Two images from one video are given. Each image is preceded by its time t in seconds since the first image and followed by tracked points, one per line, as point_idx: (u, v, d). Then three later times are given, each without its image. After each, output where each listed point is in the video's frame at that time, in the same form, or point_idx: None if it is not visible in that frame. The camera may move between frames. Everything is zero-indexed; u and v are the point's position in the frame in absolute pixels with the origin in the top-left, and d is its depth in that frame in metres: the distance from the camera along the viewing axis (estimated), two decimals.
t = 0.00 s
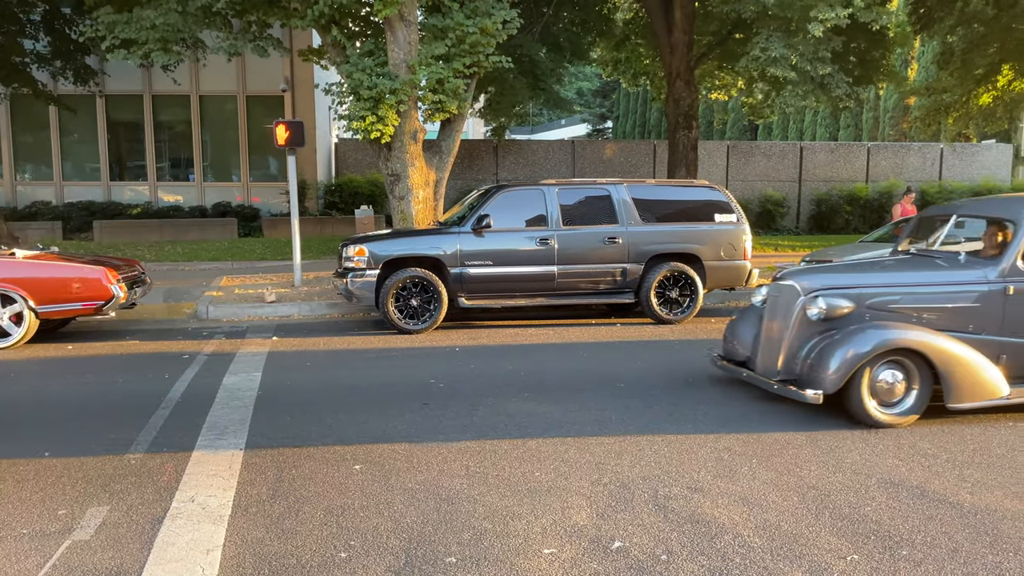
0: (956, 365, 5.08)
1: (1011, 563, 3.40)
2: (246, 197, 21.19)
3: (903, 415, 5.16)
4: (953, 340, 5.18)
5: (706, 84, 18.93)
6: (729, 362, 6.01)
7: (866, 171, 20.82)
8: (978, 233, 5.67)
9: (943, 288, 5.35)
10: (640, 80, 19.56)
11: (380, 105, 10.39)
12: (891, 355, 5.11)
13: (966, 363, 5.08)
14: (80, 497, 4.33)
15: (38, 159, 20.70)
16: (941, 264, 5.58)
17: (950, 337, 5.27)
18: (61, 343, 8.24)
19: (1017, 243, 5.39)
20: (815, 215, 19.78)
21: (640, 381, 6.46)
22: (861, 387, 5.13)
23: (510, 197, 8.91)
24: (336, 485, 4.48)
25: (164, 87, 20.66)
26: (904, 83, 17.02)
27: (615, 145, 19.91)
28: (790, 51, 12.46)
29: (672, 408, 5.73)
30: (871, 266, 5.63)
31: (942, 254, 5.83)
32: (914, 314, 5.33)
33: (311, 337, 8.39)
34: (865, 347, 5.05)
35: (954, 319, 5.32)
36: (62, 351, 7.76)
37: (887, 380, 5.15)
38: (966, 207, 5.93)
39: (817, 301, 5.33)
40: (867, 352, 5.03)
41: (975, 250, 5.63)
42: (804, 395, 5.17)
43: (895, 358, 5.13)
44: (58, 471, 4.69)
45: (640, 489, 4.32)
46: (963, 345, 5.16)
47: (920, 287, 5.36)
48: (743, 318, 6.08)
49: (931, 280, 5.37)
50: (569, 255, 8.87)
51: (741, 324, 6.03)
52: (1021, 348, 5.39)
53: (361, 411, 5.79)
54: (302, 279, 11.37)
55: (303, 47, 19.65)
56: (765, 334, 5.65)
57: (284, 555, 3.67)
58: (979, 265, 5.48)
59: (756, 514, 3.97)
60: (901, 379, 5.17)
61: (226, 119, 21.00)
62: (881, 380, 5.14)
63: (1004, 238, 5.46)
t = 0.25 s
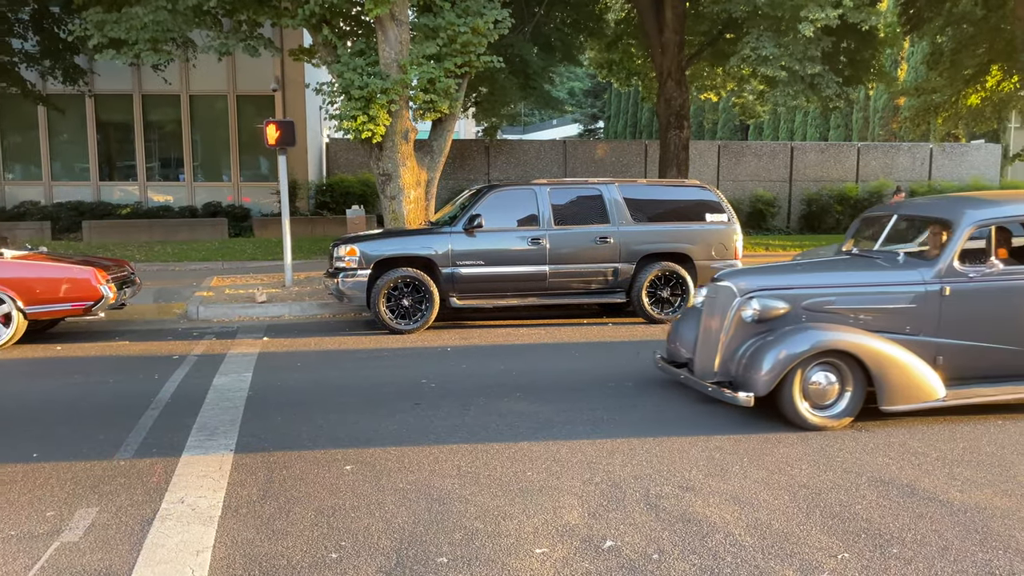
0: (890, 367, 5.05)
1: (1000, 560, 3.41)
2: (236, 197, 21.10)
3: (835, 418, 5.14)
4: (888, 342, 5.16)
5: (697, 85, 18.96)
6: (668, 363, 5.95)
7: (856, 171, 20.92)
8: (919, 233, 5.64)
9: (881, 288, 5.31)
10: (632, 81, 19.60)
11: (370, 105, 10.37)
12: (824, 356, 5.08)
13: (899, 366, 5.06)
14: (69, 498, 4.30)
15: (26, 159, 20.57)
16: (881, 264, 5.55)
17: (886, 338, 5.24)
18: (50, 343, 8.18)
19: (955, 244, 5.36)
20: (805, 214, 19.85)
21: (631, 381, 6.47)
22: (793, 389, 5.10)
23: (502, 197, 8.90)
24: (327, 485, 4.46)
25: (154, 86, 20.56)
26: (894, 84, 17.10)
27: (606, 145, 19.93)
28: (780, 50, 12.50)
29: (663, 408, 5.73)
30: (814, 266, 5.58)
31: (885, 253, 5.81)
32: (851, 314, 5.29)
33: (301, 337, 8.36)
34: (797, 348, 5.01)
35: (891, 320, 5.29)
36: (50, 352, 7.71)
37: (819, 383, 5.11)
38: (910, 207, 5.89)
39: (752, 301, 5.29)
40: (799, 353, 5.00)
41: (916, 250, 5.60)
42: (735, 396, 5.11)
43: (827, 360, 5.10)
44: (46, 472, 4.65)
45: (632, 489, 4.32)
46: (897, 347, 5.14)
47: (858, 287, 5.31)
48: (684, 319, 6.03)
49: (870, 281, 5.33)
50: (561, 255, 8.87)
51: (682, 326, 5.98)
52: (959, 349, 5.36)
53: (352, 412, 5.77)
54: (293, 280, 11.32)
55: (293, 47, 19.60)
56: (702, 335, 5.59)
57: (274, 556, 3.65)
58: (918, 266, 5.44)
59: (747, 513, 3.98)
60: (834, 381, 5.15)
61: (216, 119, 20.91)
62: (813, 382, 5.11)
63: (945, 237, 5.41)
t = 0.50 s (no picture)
0: (822, 370, 5.00)
1: (987, 558, 3.44)
2: (226, 198, 21.01)
3: (765, 421, 5.10)
4: (822, 345, 5.10)
5: (687, 85, 19.01)
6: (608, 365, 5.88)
7: (844, 171, 21.02)
8: (858, 233, 5.58)
9: (816, 290, 5.25)
10: (622, 81, 19.63)
11: (360, 105, 10.35)
12: (755, 359, 5.03)
13: (832, 368, 5.01)
14: (55, 501, 4.26)
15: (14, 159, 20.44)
16: (819, 265, 5.49)
17: (820, 340, 5.18)
18: (37, 344, 8.12)
19: (890, 244, 5.29)
20: (794, 214, 19.94)
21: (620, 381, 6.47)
22: (724, 392, 5.05)
23: (492, 197, 8.89)
24: (316, 486, 4.45)
25: (142, 86, 20.46)
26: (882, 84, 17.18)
27: (597, 145, 19.95)
28: (769, 50, 12.56)
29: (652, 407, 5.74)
30: (753, 267, 5.53)
31: (824, 254, 5.74)
32: (786, 316, 5.22)
33: (290, 338, 8.33)
34: (728, 350, 4.94)
35: (826, 322, 5.22)
36: (38, 353, 7.66)
37: (750, 386, 5.07)
38: (850, 207, 5.83)
39: (686, 302, 5.23)
40: (728, 356, 4.94)
41: (853, 251, 5.54)
42: (666, 399, 5.05)
43: (759, 362, 5.05)
44: (31, 474, 4.62)
45: (621, 489, 4.32)
46: (830, 350, 5.08)
47: (793, 288, 5.25)
48: (626, 320, 5.97)
49: (805, 282, 5.27)
50: (551, 255, 8.88)
51: (624, 327, 5.91)
52: (893, 351, 5.29)
53: (342, 413, 5.75)
54: (283, 280, 11.28)
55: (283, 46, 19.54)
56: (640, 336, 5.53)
57: (262, 557, 3.64)
58: (853, 266, 5.37)
59: (736, 512, 3.99)
60: (765, 383, 5.10)
61: (205, 119, 20.82)
62: (744, 385, 5.07)
63: (880, 237, 5.35)
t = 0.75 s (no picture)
0: (754, 373, 4.92)
1: (973, 555, 3.46)
2: (214, 198, 20.91)
3: (695, 425, 5.02)
4: (755, 347, 5.03)
5: (676, 86, 19.05)
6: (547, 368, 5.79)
7: (832, 171, 21.13)
8: (795, 234, 5.50)
9: (752, 291, 5.17)
10: (612, 81, 19.65)
11: (348, 105, 10.33)
12: (687, 361, 4.95)
13: (765, 371, 4.93)
14: (40, 503, 4.23)
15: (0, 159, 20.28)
16: (754, 266, 5.41)
17: (754, 343, 5.10)
18: (23, 346, 8.06)
19: (826, 245, 5.22)
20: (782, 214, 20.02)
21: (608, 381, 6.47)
22: (655, 395, 4.97)
23: (481, 197, 8.88)
24: (305, 487, 4.44)
25: (129, 85, 20.33)
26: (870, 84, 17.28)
27: (586, 145, 19.98)
28: (757, 50, 12.61)
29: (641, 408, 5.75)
30: (692, 268, 5.45)
31: (761, 256, 5.66)
32: (720, 318, 5.15)
33: (279, 339, 8.29)
34: (659, 352, 4.86)
35: (759, 324, 5.15)
36: (23, 355, 7.59)
37: (682, 389, 4.99)
38: (789, 207, 5.76)
39: (620, 305, 5.15)
40: (659, 358, 4.85)
41: (790, 251, 5.46)
42: (597, 404, 4.96)
43: (690, 365, 4.97)
44: (15, 477, 4.57)
45: (610, 488, 4.32)
46: (764, 352, 5.01)
47: (728, 290, 5.17)
48: (567, 322, 5.88)
49: (739, 283, 5.19)
50: (540, 255, 8.89)
51: (565, 330, 5.83)
52: (830, 355, 5.21)
53: (329, 414, 5.73)
54: (271, 281, 11.23)
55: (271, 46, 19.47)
56: (576, 337, 5.44)
57: (250, 559, 3.62)
58: (789, 267, 5.29)
59: (724, 511, 4.00)
60: (697, 387, 5.02)
61: (193, 118, 20.72)
62: (675, 388, 4.99)
63: (815, 238, 5.28)
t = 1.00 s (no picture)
0: (686, 376, 4.88)
1: (958, 552, 3.49)
2: (201, 198, 20.79)
3: (626, 429, 4.98)
4: (689, 350, 4.98)
5: (665, 86, 19.11)
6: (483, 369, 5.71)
7: (820, 171, 21.26)
8: (733, 235, 5.44)
9: (686, 293, 5.10)
10: (601, 81, 19.67)
11: (337, 105, 10.30)
12: (620, 364, 4.91)
13: (700, 374, 4.90)
14: (25, 505, 4.19)
15: None
16: (690, 267, 5.34)
17: (688, 345, 5.04)
18: (8, 347, 7.99)
19: (761, 246, 5.18)
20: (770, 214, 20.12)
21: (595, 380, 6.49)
22: (586, 399, 4.91)
23: (469, 198, 8.86)
24: (293, 488, 4.42)
25: (116, 85, 20.20)
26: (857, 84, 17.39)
27: (575, 145, 20.01)
28: (744, 51, 12.67)
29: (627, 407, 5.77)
30: (628, 269, 5.37)
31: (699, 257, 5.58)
32: (655, 320, 5.06)
33: (267, 340, 8.25)
34: (591, 354, 4.80)
35: (694, 326, 5.07)
36: (8, 356, 7.53)
37: (613, 393, 4.94)
38: (729, 209, 5.72)
39: (554, 306, 5.02)
40: (590, 361, 4.79)
41: (727, 252, 5.40)
42: (526, 408, 4.90)
43: (623, 368, 4.92)
44: None
45: (599, 488, 4.33)
46: (697, 355, 4.97)
47: (662, 291, 5.08)
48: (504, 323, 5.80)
49: (674, 285, 5.11)
50: (529, 255, 8.90)
51: (502, 330, 5.75)
52: (766, 357, 5.16)
53: (317, 415, 5.72)
54: (259, 281, 11.19)
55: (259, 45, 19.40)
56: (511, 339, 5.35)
57: (237, 561, 3.60)
58: (725, 269, 5.24)
59: (711, 510, 4.02)
60: (629, 390, 4.98)
61: (181, 118, 20.60)
62: (606, 392, 4.94)
63: (752, 239, 5.24)
